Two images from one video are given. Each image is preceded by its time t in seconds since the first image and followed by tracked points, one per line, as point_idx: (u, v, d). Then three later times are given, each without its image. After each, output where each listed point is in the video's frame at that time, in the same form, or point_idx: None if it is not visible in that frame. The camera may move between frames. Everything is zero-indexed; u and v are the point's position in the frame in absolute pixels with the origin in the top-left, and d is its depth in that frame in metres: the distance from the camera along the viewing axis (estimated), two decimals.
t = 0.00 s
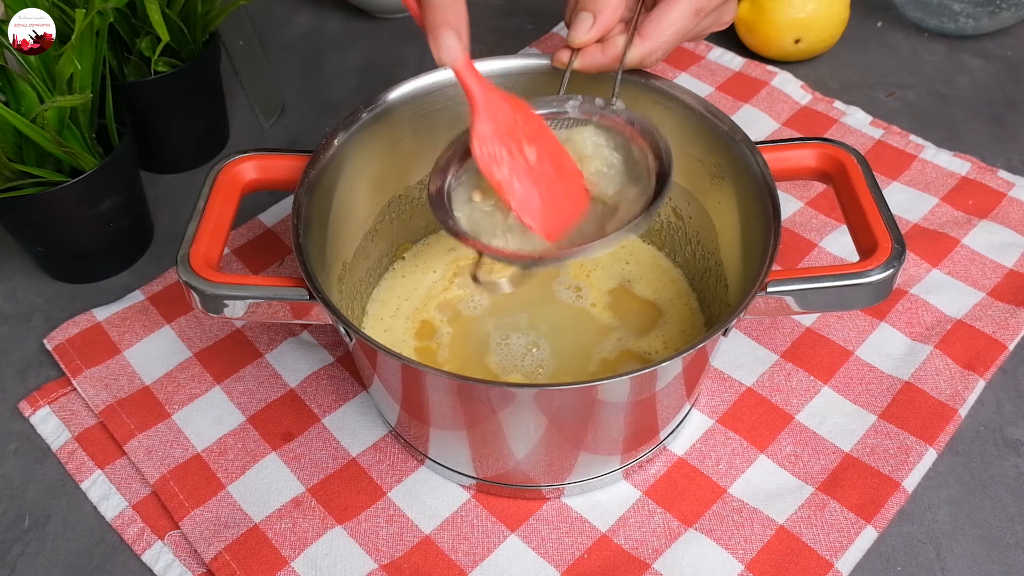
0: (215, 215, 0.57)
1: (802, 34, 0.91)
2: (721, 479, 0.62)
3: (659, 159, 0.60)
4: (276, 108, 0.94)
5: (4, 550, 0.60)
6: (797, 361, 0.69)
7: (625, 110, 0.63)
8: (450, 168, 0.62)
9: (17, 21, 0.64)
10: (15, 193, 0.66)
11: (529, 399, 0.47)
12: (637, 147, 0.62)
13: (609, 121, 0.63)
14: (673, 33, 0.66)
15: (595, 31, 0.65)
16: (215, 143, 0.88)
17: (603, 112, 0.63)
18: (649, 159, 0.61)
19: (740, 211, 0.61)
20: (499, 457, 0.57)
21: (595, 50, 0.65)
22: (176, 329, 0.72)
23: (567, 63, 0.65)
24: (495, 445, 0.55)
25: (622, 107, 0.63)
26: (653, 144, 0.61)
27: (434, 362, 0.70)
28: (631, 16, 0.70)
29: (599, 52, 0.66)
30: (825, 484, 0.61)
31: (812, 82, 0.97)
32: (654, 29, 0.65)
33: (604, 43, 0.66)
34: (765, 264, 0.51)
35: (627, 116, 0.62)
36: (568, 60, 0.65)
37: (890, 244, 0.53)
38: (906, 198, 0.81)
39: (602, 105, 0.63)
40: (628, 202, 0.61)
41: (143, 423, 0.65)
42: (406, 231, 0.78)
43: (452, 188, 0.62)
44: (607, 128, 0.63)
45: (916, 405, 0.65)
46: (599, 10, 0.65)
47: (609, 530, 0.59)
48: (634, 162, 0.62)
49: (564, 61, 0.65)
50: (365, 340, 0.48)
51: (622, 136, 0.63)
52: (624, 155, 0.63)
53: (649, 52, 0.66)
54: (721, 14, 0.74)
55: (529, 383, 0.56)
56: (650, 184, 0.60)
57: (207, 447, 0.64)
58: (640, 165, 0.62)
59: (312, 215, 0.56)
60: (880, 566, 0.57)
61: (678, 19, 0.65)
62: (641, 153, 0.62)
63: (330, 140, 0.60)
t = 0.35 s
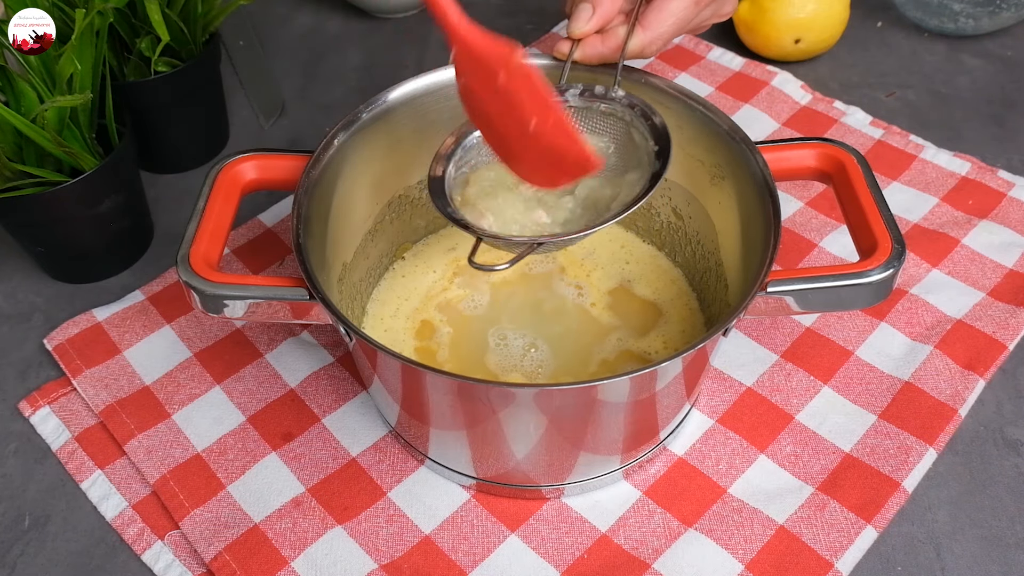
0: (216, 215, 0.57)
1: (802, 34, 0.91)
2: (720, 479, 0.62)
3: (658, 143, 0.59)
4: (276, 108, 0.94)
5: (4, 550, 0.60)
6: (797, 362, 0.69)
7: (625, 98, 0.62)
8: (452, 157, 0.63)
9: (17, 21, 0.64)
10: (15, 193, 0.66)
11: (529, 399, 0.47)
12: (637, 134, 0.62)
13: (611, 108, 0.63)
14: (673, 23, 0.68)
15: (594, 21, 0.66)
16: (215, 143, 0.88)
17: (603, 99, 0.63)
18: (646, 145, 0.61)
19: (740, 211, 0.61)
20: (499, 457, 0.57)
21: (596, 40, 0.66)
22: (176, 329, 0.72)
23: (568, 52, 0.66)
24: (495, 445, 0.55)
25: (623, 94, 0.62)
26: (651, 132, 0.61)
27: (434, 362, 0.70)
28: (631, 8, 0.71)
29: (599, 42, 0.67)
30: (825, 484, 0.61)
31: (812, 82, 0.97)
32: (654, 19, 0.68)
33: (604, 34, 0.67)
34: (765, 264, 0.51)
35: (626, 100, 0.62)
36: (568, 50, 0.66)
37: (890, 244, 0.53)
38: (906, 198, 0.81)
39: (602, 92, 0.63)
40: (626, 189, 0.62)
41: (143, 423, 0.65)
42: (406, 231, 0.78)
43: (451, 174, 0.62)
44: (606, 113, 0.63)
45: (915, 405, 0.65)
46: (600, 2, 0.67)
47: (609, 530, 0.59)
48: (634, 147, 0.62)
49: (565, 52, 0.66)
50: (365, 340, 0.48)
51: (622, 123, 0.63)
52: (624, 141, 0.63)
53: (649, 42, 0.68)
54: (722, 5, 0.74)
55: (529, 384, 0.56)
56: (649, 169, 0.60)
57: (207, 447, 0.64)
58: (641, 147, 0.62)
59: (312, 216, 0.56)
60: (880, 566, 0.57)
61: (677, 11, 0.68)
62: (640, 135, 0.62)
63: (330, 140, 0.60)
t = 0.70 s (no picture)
0: (216, 215, 0.57)
1: (802, 34, 0.91)
2: (720, 479, 0.62)
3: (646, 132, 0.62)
4: (276, 109, 0.94)
5: (4, 550, 0.60)
6: (797, 362, 0.69)
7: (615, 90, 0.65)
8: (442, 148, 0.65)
9: (17, 21, 0.64)
10: (14, 193, 0.66)
11: (529, 399, 0.47)
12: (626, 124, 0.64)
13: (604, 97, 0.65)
14: (666, 18, 0.68)
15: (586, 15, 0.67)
16: (215, 143, 0.88)
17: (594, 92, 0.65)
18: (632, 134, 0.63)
19: (740, 211, 0.61)
20: (500, 457, 0.57)
21: (587, 35, 0.67)
22: (176, 329, 0.72)
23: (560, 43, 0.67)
24: (495, 445, 0.55)
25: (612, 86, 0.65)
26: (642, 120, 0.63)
27: (434, 362, 0.70)
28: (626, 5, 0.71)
29: (591, 36, 0.68)
30: (825, 484, 0.61)
31: (812, 82, 0.97)
32: (647, 14, 0.67)
33: (595, 28, 0.67)
34: (765, 264, 0.51)
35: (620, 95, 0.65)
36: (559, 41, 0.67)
37: (891, 244, 0.53)
38: (907, 198, 0.81)
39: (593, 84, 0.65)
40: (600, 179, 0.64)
41: (143, 423, 0.65)
42: (406, 231, 0.78)
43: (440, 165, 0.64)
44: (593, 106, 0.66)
45: (916, 405, 0.65)
46: None
47: (609, 530, 0.59)
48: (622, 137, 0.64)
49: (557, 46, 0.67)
50: (365, 340, 0.48)
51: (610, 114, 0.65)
52: (612, 134, 0.65)
53: (641, 36, 0.68)
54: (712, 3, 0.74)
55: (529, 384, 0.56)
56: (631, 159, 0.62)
57: (207, 447, 0.64)
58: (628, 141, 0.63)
59: (312, 215, 0.56)
60: (880, 566, 0.57)
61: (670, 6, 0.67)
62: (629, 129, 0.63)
63: (330, 139, 0.60)
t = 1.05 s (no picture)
0: (216, 215, 0.57)
1: (802, 34, 0.91)
2: (720, 479, 0.62)
3: (646, 159, 0.59)
4: (276, 108, 0.94)
5: (4, 550, 0.60)
6: (797, 361, 0.69)
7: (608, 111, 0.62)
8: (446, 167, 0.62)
9: (17, 21, 0.64)
10: (14, 192, 0.66)
11: (529, 399, 0.47)
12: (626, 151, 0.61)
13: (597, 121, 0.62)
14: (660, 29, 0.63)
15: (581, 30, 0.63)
16: (215, 143, 0.88)
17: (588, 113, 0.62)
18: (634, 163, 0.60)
19: (740, 211, 0.61)
20: (500, 457, 0.57)
21: (581, 48, 0.64)
22: (176, 329, 0.72)
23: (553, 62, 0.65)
24: (495, 445, 0.55)
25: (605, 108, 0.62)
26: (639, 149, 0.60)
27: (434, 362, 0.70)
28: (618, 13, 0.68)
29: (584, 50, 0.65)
30: (825, 484, 0.61)
31: (812, 82, 0.96)
32: (640, 25, 0.63)
33: (590, 41, 0.64)
34: (765, 264, 0.51)
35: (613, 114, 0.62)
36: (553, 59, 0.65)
37: (890, 244, 0.53)
38: (906, 198, 0.81)
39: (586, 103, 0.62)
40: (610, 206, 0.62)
41: (143, 423, 0.65)
42: (406, 230, 0.78)
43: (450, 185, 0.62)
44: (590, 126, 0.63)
45: (915, 405, 0.65)
46: (585, 6, 0.63)
47: (609, 530, 0.59)
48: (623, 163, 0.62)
49: (551, 60, 0.65)
50: (365, 340, 0.48)
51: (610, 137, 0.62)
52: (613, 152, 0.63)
53: (634, 49, 0.63)
54: (707, 12, 0.70)
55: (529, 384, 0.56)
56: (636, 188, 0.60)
57: (207, 447, 0.64)
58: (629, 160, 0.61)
59: (312, 215, 0.56)
60: (880, 566, 0.57)
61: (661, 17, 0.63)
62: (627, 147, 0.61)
63: (330, 140, 0.60)
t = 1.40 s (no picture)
0: (216, 216, 0.57)
1: (802, 34, 0.91)
2: (720, 479, 0.62)
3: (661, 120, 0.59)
4: (276, 108, 0.94)
5: (4, 550, 0.60)
6: (797, 362, 0.69)
7: (625, 80, 0.63)
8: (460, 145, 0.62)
9: (17, 21, 0.64)
10: (14, 193, 0.66)
11: (529, 399, 0.47)
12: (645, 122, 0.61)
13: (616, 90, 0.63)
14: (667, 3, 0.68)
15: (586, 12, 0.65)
16: (215, 143, 0.88)
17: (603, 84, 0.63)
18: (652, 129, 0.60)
19: (740, 211, 0.61)
20: (499, 457, 0.57)
21: (589, 29, 0.68)
22: (176, 330, 0.72)
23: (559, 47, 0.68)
24: (495, 445, 0.55)
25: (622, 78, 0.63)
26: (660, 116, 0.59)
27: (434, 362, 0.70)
28: None
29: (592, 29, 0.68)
30: (825, 484, 0.61)
31: (812, 82, 0.96)
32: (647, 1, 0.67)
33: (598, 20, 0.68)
34: (765, 263, 0.51)
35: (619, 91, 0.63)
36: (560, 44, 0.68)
37: (890, 244, 0.53)
38: (906, 198, 0.81)
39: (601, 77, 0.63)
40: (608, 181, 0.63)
41: (143, 423, 0.65)
42: (406, 230, 0.78)
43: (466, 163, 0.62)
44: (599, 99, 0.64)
45: (915, 405, 0.65)
46: None
47: (609, 530, 0.59)
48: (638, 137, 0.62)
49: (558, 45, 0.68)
50: (365, 340, 0.48)
51: (623, 105, 0.63)
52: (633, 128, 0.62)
53: (643, 22, 0.68)
54: None
55: (529, 383, 0.56)
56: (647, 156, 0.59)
57: (207, 447, 0.64)
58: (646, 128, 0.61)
59: (311, 215, 0.56)
60: (880, 566, 0.57)
61: None
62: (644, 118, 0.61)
63: (330, 140, 0.60)
